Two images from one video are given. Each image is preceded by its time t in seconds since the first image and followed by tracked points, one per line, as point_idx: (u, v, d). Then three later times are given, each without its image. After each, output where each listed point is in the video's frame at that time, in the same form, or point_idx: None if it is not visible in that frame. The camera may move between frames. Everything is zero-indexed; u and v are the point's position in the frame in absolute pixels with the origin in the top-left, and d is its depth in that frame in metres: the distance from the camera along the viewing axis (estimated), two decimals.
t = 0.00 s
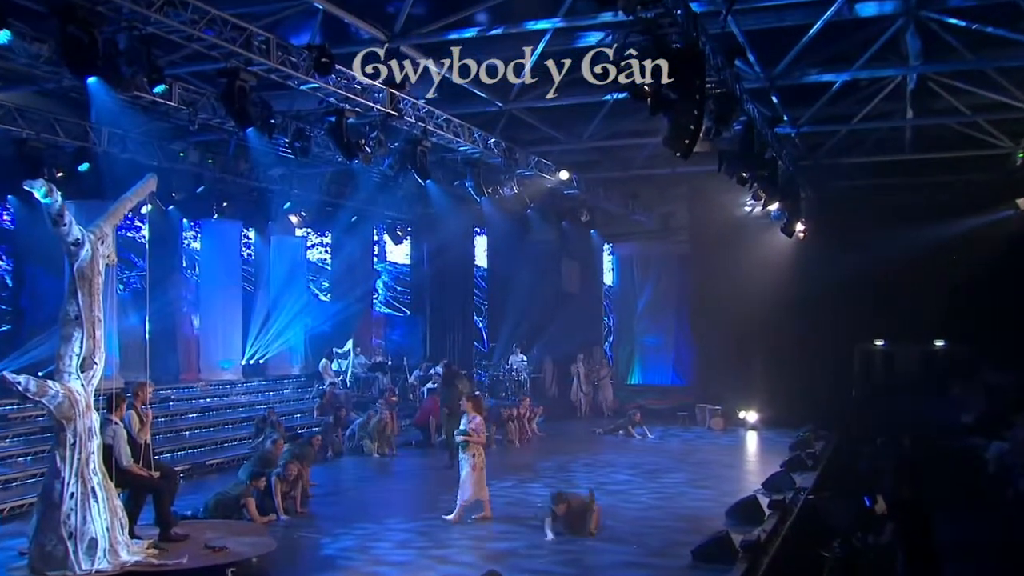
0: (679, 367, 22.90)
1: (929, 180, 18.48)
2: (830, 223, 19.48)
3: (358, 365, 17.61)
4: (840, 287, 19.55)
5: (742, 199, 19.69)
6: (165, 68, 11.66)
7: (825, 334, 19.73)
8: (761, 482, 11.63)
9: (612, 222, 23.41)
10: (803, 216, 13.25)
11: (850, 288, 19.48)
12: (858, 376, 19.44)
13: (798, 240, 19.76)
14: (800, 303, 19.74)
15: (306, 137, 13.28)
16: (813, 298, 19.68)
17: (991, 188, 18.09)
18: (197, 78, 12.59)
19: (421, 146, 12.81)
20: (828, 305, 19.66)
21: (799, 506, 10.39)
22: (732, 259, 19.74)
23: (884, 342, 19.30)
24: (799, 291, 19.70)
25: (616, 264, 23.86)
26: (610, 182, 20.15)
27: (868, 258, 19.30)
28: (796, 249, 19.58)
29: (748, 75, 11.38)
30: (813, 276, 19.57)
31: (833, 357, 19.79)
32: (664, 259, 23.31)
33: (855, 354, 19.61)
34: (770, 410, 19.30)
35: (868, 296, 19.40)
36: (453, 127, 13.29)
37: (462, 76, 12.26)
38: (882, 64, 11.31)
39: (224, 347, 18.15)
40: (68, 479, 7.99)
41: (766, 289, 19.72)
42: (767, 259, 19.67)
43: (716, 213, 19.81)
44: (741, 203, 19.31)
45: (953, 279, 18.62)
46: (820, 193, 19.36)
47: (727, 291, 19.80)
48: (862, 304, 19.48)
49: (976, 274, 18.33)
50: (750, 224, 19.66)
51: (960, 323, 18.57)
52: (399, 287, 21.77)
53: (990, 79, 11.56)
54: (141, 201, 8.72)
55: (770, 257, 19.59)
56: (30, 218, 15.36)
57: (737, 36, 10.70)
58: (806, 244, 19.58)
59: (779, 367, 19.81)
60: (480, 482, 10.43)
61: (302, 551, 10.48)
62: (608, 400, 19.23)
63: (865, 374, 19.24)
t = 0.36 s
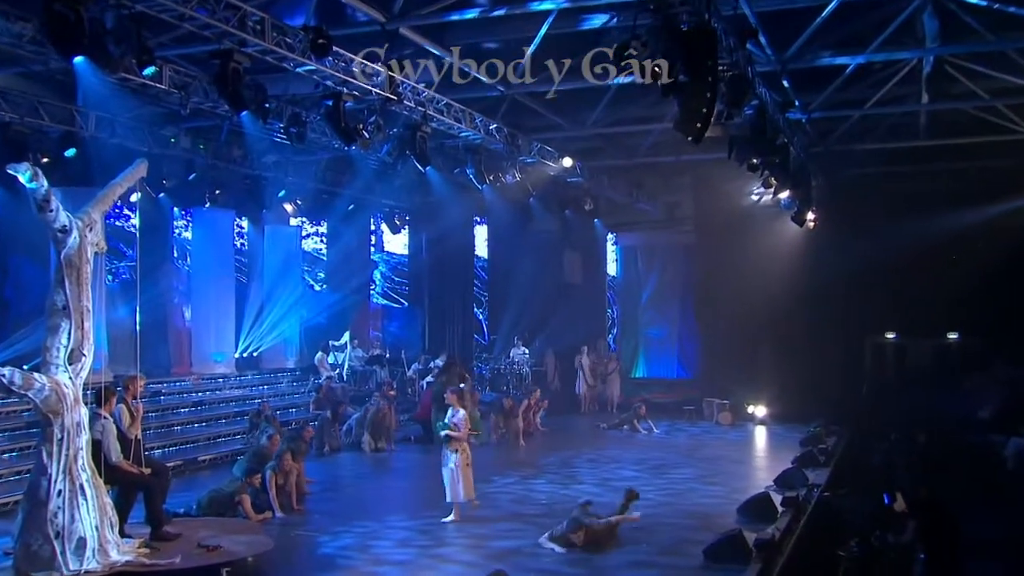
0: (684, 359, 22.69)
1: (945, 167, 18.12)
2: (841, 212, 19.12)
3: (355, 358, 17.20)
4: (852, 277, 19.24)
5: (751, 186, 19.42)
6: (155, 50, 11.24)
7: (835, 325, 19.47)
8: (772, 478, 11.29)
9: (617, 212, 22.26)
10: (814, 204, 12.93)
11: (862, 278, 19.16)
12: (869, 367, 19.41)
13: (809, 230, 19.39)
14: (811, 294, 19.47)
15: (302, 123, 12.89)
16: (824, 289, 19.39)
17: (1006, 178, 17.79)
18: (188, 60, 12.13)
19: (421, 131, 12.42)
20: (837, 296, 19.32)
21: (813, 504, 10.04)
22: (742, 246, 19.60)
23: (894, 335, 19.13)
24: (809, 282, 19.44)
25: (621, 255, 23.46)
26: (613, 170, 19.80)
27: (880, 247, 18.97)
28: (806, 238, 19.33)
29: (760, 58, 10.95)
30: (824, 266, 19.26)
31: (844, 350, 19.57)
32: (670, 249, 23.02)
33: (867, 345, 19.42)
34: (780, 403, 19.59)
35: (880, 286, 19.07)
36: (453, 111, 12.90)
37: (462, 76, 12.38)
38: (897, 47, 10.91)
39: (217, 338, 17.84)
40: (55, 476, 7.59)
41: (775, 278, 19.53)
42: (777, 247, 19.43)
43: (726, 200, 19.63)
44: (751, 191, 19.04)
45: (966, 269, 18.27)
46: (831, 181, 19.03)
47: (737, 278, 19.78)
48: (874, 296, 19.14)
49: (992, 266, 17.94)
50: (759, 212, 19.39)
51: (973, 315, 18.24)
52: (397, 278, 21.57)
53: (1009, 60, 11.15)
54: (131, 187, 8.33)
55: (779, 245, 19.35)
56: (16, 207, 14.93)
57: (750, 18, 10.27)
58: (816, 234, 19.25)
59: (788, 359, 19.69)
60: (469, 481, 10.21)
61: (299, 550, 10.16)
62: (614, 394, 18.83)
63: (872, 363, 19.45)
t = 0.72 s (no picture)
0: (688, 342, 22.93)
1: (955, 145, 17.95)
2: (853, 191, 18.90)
3: (351, 342, 16.89)
4: (864, 258, 18.97)
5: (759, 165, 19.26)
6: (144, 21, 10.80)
7: (844, 308, 19.16)
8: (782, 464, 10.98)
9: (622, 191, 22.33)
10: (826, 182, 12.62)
11: (872, 260, 18.92)
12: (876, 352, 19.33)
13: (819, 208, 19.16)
14: (823, 277, 19.03)
15: (296, 97, 12.48)
16: (835, 271, 18.98)
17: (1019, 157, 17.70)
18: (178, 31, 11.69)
19: (421, 107, 11.99)
20: (850, 280, 19.04)
21: (827, 492, 9.75)
22: (750, 224, 19.25)
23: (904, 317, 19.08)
24: (822, 264, 19.02)
25: (624, 235, 23.61)
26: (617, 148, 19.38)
27: (891, 227, 18.81)
28: (818, 218, 19.00)
29: (773, 31, 10.50)
30: (836, 247, 18.95)
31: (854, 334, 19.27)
32: (672, 229, 23.20)
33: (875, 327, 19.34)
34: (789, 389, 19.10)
35: (890, 268, 18.86)
36: (454, 86, 12.46)
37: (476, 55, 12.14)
38: (915, 17, 10.50)
39: (208, 321, 17.55)
40: (42, 463, 7.23)
41: (785, 258, 19.14)
42: (787, 227, 19.07)
43: (732, 179, 19.37)
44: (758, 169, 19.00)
45: (978, 250, 18.13)
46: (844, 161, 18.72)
47: (744, 258, 19.38)
48: (885, 279, 18.92)
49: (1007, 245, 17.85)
50: (768, 190, 19.07)
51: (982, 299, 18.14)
52: (394, 259, 21.14)
53: None
54: (119, 162, 7.94)
55: (789, 224, 19.02)
56: None
57: None
58: (829, 214, 18.92)
59: (798, 343, 19.28)
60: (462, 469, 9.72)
61: (297, 539, 9.85)
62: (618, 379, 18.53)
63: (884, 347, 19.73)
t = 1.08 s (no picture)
0: (693, 325, 20.98)
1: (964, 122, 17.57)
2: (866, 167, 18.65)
3: (347, 323, 16.59)
4: (877, 235, 18.76)
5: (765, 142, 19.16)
6: None
7: (855, 288, 19.09)
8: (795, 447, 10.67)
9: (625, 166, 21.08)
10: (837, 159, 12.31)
11: (885, 238, 18.72)
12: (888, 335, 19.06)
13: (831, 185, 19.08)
14: (834, 254, 19.05)
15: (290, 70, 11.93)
16: (846, 250, 18.98)
17: None
18: None
19: (420, 80, 11.59)
20: (860, 259, 18.93)
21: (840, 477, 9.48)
22: (757, 203, 19.47)
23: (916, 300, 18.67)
24: (833, 241, 19.06)
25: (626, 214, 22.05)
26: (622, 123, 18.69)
27: (902, 204, 18.53)
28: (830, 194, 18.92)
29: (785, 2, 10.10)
30: (847, 225, 18.88)
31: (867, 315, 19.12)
32: (679, 209, 21.18)
33: (887, 311, 19.00)
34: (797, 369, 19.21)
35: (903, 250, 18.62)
36: (454, 59, 12.07)
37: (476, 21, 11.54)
38: None
39: (200, 303, 17.13)
40: (29, 448, 6.88)
41: (794, 236, 19.31)
42: (796, 205, 19.22)
43: (739, 156, 19.37)
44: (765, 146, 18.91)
45: (992, 229, 17.83)
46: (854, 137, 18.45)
47: (753, 237, 19.69)
48: (896, 260, 18.68)
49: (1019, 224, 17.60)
50: (775, 168, 19.18)
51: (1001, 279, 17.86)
52: (390, 239, 21.07)
53: None
54: (107, 134, 7.54)
55: (799, 203, 19.13)
56: None
57: None
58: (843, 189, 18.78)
59: (810, 323, 19.43)
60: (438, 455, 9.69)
61: (294, 526, 9.55)
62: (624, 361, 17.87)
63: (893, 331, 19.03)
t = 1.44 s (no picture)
0: (698, 307, 21.07)
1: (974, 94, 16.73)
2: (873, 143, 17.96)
3: (341, 305, 16.23)
4: (886, 214, 18.29)
5: (770, 118, 18.97)
6: None
7: (866, 269, 18.80)
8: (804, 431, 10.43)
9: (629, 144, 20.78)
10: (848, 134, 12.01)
11: (895, 218, 18.17)
12: (898, 317, 18.77)
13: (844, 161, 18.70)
14: (843, 233, 18.79)
15: (282, 42, 11.67)
16: (856, 229, 18.65)
17: None
18: None
19: (418, 53, 11.03)
20: (868, 238, 18.61)
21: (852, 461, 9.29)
22: (764, 182, 19.46)
23: (927, 282, 18.16)
24: (842, 220, 18.77)
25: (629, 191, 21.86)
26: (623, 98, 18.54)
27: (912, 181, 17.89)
28: (840, 171, 18.61)
29: None
30: (856, 203, 18.52)
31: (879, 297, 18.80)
32: (684, 186, 21.13)
33: (897, 294, 18.62)
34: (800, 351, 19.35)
35: (913, 229, 18.09)
36: (452, 30, 11.68)
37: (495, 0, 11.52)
38: None
39: (188, 283, 16.76)
40: (14, 433, 6.50)
41: (802, 215, 19.24)
42: (806, 184, 19.08)
43: (744, 135, 19.22)
44: (770, 123, 18.80)
45: (1001, 208, 17.05)
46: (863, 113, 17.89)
47: (759, 219, 19.76)
48: (906, 240, 18.20)
49: None
50: (782, 145, 19.07)
51: (1014, 260, 17.00)
52: (385, 218, 20.71)
53: None
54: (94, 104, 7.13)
55: (807, 181, 19.01)
56: None
57: None
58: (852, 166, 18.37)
59: (818, 304, 19.38)
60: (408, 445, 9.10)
61: (291, 513, 9.24)
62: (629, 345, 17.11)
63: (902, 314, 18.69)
